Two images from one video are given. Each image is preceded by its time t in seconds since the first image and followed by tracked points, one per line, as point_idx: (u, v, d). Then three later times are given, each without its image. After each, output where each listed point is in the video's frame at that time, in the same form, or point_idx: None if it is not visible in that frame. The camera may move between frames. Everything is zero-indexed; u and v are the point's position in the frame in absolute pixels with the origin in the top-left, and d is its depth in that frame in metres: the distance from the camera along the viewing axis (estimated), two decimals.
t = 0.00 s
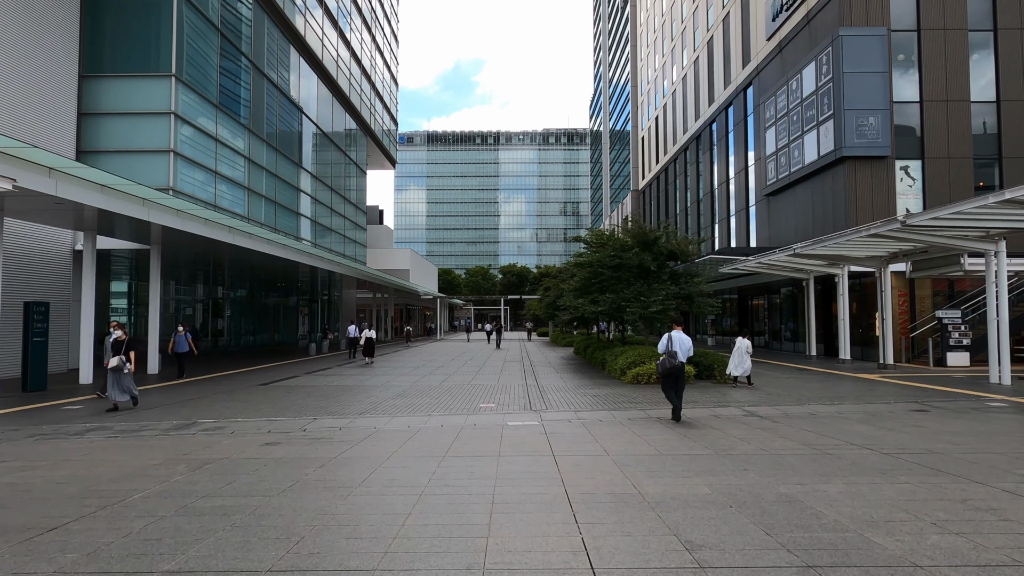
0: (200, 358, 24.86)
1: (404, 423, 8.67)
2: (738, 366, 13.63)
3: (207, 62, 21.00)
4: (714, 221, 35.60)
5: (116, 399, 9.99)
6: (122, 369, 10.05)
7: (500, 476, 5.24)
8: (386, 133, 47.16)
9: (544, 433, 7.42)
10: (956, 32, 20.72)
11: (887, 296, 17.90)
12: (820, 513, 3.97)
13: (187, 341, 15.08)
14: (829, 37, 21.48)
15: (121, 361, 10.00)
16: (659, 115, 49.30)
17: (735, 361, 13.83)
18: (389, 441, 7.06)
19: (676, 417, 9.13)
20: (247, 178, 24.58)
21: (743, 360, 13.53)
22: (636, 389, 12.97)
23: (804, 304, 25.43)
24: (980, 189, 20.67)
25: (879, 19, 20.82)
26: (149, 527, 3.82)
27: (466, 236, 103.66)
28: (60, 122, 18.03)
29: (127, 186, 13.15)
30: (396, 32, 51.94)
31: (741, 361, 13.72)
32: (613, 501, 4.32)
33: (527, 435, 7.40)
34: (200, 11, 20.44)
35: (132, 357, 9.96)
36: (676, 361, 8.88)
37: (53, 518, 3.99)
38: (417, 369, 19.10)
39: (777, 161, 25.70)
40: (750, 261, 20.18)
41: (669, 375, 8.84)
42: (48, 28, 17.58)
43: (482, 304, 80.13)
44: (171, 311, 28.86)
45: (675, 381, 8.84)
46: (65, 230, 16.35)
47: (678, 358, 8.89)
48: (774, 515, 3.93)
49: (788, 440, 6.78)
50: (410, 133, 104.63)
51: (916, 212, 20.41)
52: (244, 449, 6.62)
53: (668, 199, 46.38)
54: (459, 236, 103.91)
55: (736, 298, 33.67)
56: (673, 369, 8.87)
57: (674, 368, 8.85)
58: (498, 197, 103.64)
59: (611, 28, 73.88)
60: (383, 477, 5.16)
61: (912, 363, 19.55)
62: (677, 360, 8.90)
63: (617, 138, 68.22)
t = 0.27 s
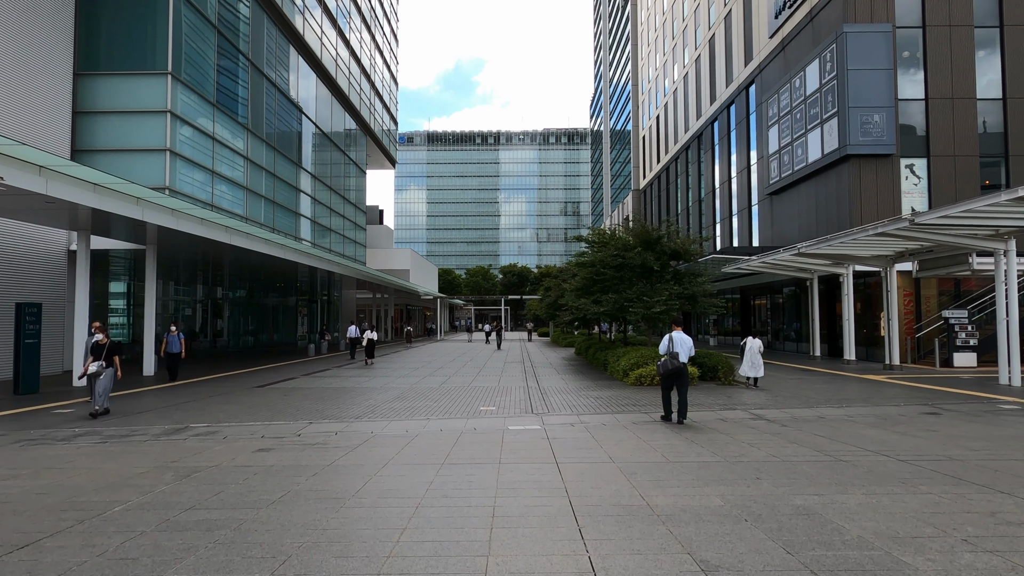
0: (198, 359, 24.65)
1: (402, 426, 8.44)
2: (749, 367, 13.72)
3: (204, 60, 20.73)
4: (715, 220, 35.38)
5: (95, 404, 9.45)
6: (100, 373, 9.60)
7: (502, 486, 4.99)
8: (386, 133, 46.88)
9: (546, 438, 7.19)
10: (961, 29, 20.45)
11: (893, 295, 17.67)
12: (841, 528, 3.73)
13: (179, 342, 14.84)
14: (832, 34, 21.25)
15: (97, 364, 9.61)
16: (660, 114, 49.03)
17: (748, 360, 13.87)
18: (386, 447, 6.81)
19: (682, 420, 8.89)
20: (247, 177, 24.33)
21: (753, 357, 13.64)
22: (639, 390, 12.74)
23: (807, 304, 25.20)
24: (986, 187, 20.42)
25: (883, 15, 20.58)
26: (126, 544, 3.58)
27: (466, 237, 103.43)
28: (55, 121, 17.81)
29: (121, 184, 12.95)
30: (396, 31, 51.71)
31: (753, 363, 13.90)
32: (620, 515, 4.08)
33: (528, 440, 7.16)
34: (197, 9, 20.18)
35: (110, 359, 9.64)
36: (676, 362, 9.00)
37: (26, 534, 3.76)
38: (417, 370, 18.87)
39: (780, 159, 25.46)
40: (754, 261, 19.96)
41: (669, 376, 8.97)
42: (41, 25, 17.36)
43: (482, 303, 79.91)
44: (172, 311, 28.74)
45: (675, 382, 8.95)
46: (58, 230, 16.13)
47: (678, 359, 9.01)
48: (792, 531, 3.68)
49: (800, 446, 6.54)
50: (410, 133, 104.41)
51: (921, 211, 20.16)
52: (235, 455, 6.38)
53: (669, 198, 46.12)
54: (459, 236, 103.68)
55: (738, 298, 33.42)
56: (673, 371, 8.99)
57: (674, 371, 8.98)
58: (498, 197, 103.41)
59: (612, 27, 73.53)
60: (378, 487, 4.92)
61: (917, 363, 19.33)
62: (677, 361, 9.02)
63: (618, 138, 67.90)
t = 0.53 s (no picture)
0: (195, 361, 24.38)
1: (398, 429, 8.16)
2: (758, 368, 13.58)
3: (201, 58, 20.45)
4: (717, 220, 35.12)
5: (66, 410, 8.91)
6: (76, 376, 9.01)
7: (500, 494, 4.72)
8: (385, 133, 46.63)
9: (546, 442, 6.89)
10: (967, 25, 20.16)
11: (900, 295, 17.40)
12: (866, 541, 3.45)
13: (168, 344, 14.53)
14: (836, 31, 20.99)
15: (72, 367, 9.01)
16: (661, 114, 48.75)
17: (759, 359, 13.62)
18: (379, 451, 6.52)
19: (687, 423, 8.58)
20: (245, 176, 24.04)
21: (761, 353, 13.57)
22: (642, 392, 12.46)
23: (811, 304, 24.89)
24: (993, 186, 20.12)
25: (888, 11, 20.30)
26: (91, 559, 3.30)
27: (466, 237, 103.18)
28: (48, 118, 17.54)
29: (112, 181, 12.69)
30: (395, 31, 51.50)
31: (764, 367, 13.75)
32: (626, 526, 3.79)
33: (528, 444, 6.86)
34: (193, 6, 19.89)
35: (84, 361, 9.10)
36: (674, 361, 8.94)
37: None
38: (415, 371, 18.57)
39: (783, 158, 25.18)
40: (757, 260, 19.68)
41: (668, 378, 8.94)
42: (34, 21, 17.10)
43: (482, 305, 79.64)
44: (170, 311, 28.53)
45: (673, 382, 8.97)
46: (49, 228, 15.86)
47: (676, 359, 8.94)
48: (813, 544, 3.40)
49: (813, 450, 6.25)
50: (410, 134, 104.21)
51: (927, 210, 19.88)
52: (220, 460, 6.09)
53: (671, 198, 45.84)
54: (459, 237, 103.42)
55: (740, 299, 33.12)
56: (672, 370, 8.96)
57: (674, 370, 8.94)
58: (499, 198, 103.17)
59: (613, 27, 73.29)
60: (368, 495, 4.63)
61: (923, 365, 19.06)
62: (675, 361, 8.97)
63: (619, 139, 67.65)
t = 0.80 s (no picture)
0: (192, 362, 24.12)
1: (395, 434, 7.87)
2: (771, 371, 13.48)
3: (197, 55, 20.19)
4: (719, 220, 34.82)
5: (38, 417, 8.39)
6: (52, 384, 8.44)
7: (499, 507, 4.42)
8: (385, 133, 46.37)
9: (548, 449, 6.58)
10: (975, 22, 19.85)
11: (907, 296, 17.10)
12: (900, 564, 3.16)
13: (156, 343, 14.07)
14: (842, 28, 20.70)
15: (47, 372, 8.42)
16: (662, 114, 48.48)
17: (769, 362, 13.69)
18: (373, 459, 6.22)
19: (694, 428, 8.26)
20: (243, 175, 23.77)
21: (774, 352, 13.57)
22: (646, 395, 12.17)
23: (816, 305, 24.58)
24: (1001, 185, 19.80)
25: (895, 8, 20.02)
26: None
27: (467, 238, 102.92)
28: (42, 116, 17.27)
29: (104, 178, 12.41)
30: (396, 30, 51.27)
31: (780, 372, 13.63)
32: (636, 546, 3.50)
33: (529, 451, 6.56)
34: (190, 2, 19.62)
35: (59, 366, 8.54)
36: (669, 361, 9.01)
37: None
38: (414, 373, 18.26)
39: (787, 157, 24.89)
40: (761, 261, 19.39)
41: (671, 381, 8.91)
42: (28, 17, 16.83)
43: (483, 305, 79.38)
44: (169, 312, 28.39)
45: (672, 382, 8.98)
46: (41, 228, 15.58)
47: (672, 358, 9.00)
48: (841, 567, 3.12)
49: (828, 458, 5.94)
50: (411, 135, 103.98)
51: (934, 209, 19.58)
52: (206, 469, 5.80)
53: (672, 198, 45.53)
54: (460, 237, 103.17)
55: (743, 300, 32.82)
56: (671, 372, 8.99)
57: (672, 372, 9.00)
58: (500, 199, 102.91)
59: (614, 27, 72.98)
60: (358, 509, 4.33)
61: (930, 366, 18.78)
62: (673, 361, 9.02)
63: (620, 139, 67.36)
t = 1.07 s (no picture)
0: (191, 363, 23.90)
1: (394, 437, 7.64)
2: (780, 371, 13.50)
3: (196, 52, 19.99)
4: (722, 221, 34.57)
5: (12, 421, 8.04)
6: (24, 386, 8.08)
7: (502, 515, 4.18)
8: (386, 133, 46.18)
9: (551, 453, 6.35)
10: (982, 19, 19.60)
11: (914, 296, 16.87)
12: None
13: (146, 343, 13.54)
14: (847, 26, 20.48)
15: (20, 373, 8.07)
16: (664, 114, 48.25)
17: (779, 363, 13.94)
18: (371, 463, 5.99)
19: (702, 430, 8.02)
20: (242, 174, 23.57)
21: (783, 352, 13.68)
22: (651, 397, 11.94)
23: (820, 306, 24.32)
24: (1009, 184, 19.53)
25: (901, 5, 19.79)
26: None
27: (468, 239, 102.72)
28: (38, 113, 17.06)
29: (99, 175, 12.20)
30: (397, 30, 51.09)
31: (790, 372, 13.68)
32: (650, 559, 3.26)
33: (532, 454, 6.33)
34: None
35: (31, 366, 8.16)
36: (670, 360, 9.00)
37: None
38: (415, 374, 18.01)
39: (791, 157, 24.65)
40: (766, 261, 19.14)
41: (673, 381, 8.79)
42: (24, 14, 16.64)
43: (484, 306, 79.16)
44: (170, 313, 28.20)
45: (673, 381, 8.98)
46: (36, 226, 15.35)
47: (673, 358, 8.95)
48: None
49: (844, 463, 5.70)
50: (412, 136, 103.80)
51: (941, 209, 19.32)
52: (197, 473, 5.57)
53: (675, 198, 45.29)
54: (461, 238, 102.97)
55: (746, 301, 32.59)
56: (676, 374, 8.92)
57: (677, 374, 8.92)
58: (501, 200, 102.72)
59: (615, 27, 72.74)
60: (353, 517, 4.10)
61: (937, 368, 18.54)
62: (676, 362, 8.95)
63: (621, 140, 67.14)
